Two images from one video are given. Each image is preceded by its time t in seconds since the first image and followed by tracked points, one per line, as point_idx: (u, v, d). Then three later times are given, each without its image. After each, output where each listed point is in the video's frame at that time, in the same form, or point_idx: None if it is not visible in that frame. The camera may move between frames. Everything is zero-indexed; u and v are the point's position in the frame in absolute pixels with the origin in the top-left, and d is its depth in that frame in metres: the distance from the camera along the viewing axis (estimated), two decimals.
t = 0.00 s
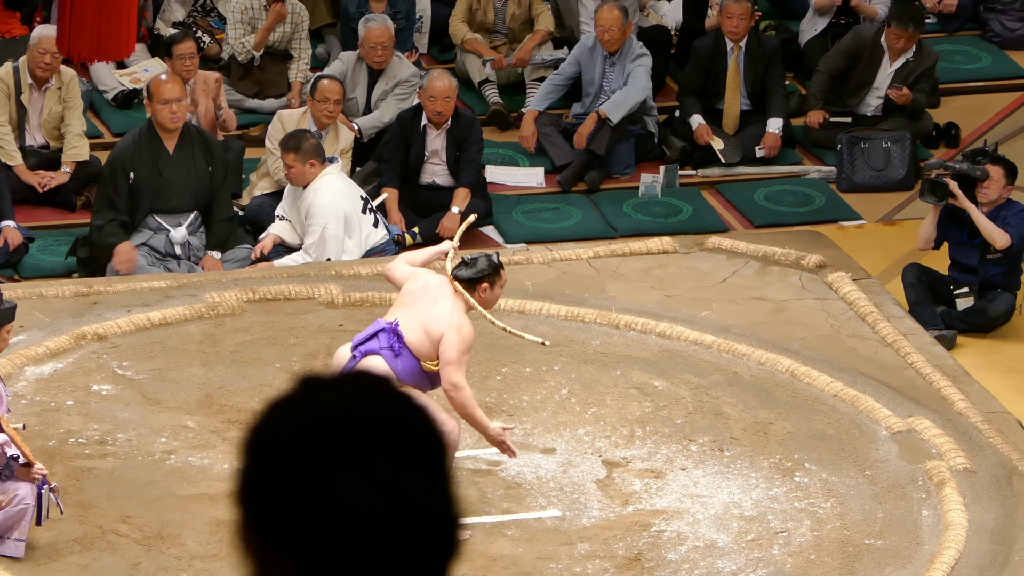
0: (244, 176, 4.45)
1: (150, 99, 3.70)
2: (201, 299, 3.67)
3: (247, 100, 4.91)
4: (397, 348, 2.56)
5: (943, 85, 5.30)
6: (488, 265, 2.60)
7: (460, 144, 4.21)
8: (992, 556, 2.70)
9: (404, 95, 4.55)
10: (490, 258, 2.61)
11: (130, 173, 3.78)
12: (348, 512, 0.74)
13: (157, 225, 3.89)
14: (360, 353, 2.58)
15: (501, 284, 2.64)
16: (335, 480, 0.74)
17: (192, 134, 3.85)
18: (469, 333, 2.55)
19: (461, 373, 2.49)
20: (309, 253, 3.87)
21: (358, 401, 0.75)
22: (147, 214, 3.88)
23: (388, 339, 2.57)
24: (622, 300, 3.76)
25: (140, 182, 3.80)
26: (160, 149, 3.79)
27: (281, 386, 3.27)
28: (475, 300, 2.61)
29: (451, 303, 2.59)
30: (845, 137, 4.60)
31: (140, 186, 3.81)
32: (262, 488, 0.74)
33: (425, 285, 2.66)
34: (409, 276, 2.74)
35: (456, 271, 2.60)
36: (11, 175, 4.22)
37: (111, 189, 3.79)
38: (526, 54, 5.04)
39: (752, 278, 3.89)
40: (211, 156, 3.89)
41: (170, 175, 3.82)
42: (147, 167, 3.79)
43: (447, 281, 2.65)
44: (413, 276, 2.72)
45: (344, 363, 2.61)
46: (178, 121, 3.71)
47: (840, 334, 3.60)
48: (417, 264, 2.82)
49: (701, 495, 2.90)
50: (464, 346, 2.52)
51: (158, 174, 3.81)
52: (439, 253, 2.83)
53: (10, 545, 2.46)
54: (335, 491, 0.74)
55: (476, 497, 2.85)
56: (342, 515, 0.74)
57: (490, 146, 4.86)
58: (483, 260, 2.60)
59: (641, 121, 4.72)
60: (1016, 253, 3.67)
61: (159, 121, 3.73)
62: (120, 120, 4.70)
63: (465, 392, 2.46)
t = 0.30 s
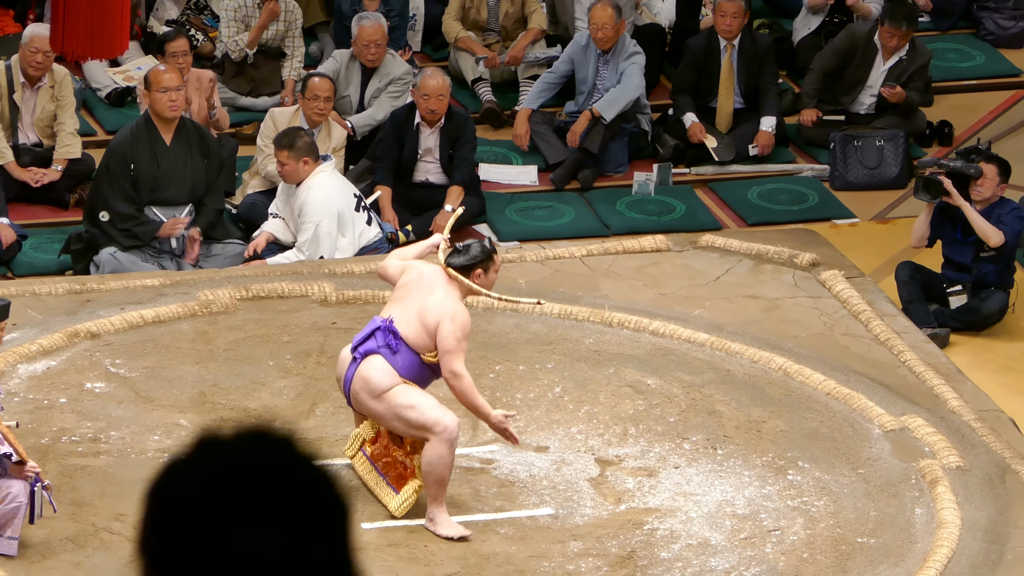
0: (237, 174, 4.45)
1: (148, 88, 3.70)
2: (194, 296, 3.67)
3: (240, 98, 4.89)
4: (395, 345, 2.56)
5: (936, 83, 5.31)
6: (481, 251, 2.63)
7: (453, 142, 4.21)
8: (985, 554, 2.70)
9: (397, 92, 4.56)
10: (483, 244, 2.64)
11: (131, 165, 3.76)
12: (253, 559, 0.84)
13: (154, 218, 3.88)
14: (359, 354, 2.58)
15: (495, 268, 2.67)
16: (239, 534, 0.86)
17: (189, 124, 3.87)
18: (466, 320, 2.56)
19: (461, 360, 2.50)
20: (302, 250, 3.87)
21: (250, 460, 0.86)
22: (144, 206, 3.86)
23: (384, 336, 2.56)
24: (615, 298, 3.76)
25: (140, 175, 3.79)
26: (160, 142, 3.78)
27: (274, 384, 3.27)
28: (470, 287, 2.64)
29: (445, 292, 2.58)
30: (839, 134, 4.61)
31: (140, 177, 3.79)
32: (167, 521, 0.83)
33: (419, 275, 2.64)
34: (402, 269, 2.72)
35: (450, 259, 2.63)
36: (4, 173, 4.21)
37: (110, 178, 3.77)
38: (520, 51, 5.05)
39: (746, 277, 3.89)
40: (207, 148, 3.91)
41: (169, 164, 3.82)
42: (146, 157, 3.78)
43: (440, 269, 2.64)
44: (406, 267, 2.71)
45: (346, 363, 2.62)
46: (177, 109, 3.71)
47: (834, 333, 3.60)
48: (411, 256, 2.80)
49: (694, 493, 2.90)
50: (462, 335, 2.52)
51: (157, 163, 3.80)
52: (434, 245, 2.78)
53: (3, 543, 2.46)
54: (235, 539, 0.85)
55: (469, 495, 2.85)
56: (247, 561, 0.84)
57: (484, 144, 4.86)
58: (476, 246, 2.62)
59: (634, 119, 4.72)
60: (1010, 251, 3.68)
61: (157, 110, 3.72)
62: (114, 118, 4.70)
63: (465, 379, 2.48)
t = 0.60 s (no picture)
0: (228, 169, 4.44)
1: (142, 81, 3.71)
2: (186, 292, 3.66)
3: (231, 94, 4.87)
4: (396, 328, 2.57)
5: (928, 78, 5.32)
6: (474, 227, 2.62)
7: (445, 137, 4.21)
8: (977, 550, 2.70)
9: (389, 87, 4.56)
10: (475, 220, 2.62)
11: (128, 154, 3.77)
12: None
13: (148, 210, 3.88)
14: (360, 338, 2.58)
15: (490, 244, 2.66)
16: None
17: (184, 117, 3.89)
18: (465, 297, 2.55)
19: (460, 334, 2.49)
20: (294, 246, 3.87)
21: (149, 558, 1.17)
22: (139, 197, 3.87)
23: (384, 320, 2.57)
24: (607, 294, 3.77)
25: (136, 164, 3.80)
26: (155, 133, 3.81)
27: (266, 379, 3.27)
28: (466, 263, 2.63)
29: (442, 270, 2.58)
30: (831, 130, 4.61)
31: (136, 166, 3.80)
32: None
33: (415, 253, 2.63)
34: (399, 246, 2.70)
35: (444, 238, 2.62)
36: None
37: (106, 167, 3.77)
38: (512, 47, 5.01)
39: (737, 272, 3.89)
40: (201, 141, 3.93)
41: (164, 155, 3.83)
42: (141, 147, 3.79)
43: (436, 248, 2.63)
44: (402, 244, 2.69)
45: (349, 349, 2.62)
46: (172, 102, 3.72)
47: (826, 328, 3.60)
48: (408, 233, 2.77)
49: (686, 489, 2.90)
50: (461, 311, 2.51)
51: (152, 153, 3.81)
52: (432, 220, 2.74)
53: None
54: None
55: (461, 489, 2.85)
56: None
57: (476, 139, 4.85)
58: (469, 222, 2.61)
59: (627, 115, 4.73)
60: (1002, 245, 3.69)
61: (153, 102, 3.73)
62: (105, 113, 4.70)
63: (466, 353, 2.46)
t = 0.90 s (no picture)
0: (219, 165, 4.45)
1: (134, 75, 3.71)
2: (178, 288, 3.66)
3: (223, 89, 4.91)
4: (398, 312, 2.56)
5: (920, 75, 5.32)
6: (466, 199, 2.59)
7: (437, 133, 4.21)
8: (970, 546, 2.69)
9: (381, 83, 4.56)
10: (467, 192, 2.59)
11: (116, 151, 3.79)
12: None
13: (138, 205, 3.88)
14: (366, 326, 2.58)
15: (484, 215, 2.62)
16: None
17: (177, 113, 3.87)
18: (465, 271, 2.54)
19: (463, 303, 2.48)
20: (286, 241, 3.87)
21: None
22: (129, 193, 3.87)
23: (387, 304, 2.56)
24: (599, 290, 3.77)
25: (125, 161, 3.81)
26: (144, 128, 3.80)
27: (258, 375, 3.27)
28: (462, 236, 2.60)
29: (440, 246, 2.57)
30: (823, 126, 4.64)
31: (126, 162, 3.81)
32: None
33: (411, 232, 2.62)
34: (397, 225, 2.68)
35: (438, 214, 2.59)
36: None
37: (97, 163, 3.79)
38: (504, 43, 5.05)
39: (729, 268, 3.89)
40: (194, 139, 3.91)
41: (155, 151, 3.83)
42: (131, 142, 3.79)
43: (431, 225, 2.61)
44: (399, 223, 2.68)
45: (355, 337, 2.62)
46: (163, 97, 3.71)
47: (818, 324, 3.60)
48: (403, 210, 2.76)
49: (678, 485, 2.90)
50: (461, 285, 2.50)
51: (142, 149, 3.81)
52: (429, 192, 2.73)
53: None
54: None
55: (453, 485, 2.85)
56: None
57: (468, 135, 4.84)
58: (461, 195, 2.58)
59: (618, 111, 4.73)
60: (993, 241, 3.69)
61: (143, 97, 3.73)
62: (97, 109, 4.70)
63: (468, 321, 2.44)
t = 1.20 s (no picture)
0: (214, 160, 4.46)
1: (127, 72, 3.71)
2: (172, 284, 3.66)
3: (218, 86, 4.90)
4: (408, 298, 2.56)
5: (914, 71, 5.32)
6: (464, 176, 2.57)
7: (432, 129, 4.22)
8: (964, 542, 2.68)
9: (376, 79, 4.57)
10: (464, 168, 2.57)
11: (113, 147, 3.77)
12: None
13: (132, 202, 3.90)
14: (378, 314, 2.58)
15: (484, 189, 2.61)
16: None
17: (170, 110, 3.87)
18: (467, 249, 2.53)
19: (467, 280, 2.48)
20: (279, 237, 3.87)
21: None
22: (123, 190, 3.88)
23: (395, 291, 2.56)
24: (593, 286, 3.77)
25: (121, 157, 3.80)
26: (140, 124, 3.80)
27: (252, 371, 3.27)
28: (462, 214, 2.58)
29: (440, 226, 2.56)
30: (817, 122, 4.62)
31: (121, 159, 3.81)
32: None
33: (412, 213, 2.61)
34: (399, 204, 2.67)
35: (436, 194, 2.57)
36: None
37: (90, 160, 3.76)
38: (499, 39, 5.04)
39: (724, 264, 3.89)
40: (187, 136, 3.91)
41: (149, 148, 3.83)
42: (125, 139, 3.79)
43: (430, 204, 2.59)
44: (402, 203, 2.67)
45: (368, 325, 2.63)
46: (156, 94, 3.71)
47: (812, 320, 3.60)
48: (407, 187, 2.74)
49: (673, 481, 2.89)
50: (463, 263, 2.50)
51: (136, 146, 3.81)
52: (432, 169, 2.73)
53: None
54: None
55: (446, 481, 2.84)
56: None
57: (462, 131, 4.84)
58: (458, 173, 2.56)
59: (613, 107, 4.72)
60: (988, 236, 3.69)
61: (136, 94, 3.73)
62: (92, 105, 4.70)
63: (474, 296, 2.44)
